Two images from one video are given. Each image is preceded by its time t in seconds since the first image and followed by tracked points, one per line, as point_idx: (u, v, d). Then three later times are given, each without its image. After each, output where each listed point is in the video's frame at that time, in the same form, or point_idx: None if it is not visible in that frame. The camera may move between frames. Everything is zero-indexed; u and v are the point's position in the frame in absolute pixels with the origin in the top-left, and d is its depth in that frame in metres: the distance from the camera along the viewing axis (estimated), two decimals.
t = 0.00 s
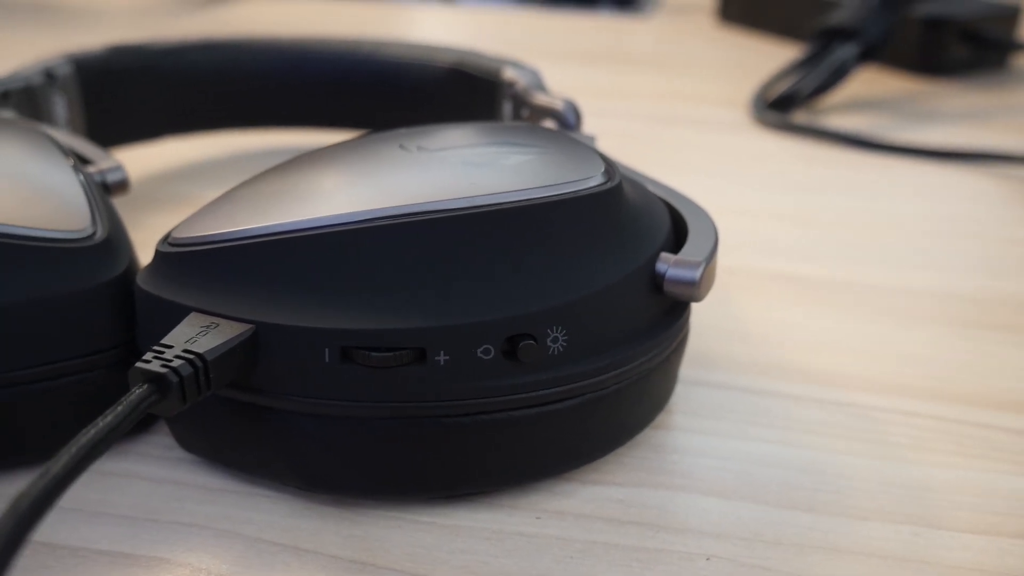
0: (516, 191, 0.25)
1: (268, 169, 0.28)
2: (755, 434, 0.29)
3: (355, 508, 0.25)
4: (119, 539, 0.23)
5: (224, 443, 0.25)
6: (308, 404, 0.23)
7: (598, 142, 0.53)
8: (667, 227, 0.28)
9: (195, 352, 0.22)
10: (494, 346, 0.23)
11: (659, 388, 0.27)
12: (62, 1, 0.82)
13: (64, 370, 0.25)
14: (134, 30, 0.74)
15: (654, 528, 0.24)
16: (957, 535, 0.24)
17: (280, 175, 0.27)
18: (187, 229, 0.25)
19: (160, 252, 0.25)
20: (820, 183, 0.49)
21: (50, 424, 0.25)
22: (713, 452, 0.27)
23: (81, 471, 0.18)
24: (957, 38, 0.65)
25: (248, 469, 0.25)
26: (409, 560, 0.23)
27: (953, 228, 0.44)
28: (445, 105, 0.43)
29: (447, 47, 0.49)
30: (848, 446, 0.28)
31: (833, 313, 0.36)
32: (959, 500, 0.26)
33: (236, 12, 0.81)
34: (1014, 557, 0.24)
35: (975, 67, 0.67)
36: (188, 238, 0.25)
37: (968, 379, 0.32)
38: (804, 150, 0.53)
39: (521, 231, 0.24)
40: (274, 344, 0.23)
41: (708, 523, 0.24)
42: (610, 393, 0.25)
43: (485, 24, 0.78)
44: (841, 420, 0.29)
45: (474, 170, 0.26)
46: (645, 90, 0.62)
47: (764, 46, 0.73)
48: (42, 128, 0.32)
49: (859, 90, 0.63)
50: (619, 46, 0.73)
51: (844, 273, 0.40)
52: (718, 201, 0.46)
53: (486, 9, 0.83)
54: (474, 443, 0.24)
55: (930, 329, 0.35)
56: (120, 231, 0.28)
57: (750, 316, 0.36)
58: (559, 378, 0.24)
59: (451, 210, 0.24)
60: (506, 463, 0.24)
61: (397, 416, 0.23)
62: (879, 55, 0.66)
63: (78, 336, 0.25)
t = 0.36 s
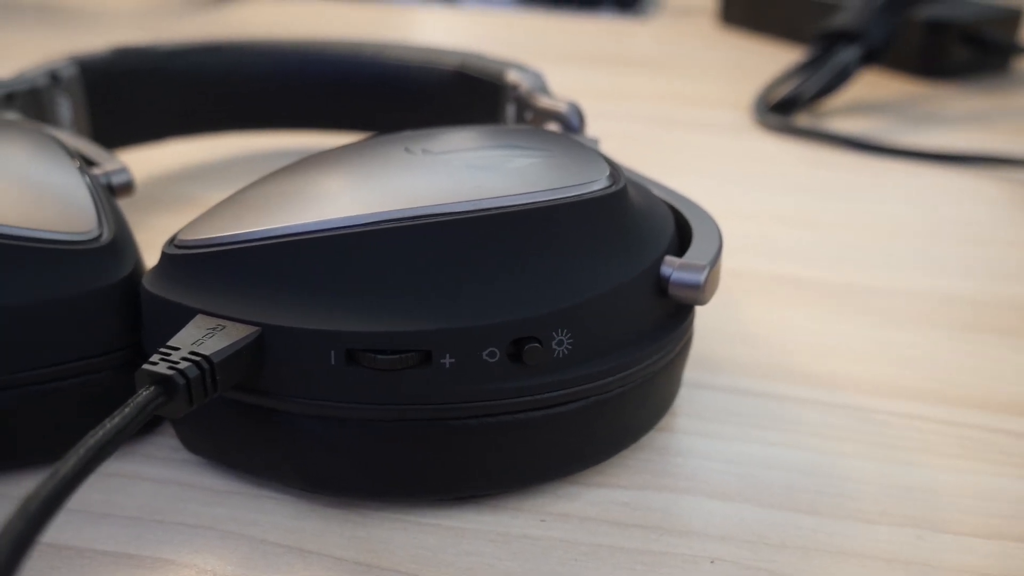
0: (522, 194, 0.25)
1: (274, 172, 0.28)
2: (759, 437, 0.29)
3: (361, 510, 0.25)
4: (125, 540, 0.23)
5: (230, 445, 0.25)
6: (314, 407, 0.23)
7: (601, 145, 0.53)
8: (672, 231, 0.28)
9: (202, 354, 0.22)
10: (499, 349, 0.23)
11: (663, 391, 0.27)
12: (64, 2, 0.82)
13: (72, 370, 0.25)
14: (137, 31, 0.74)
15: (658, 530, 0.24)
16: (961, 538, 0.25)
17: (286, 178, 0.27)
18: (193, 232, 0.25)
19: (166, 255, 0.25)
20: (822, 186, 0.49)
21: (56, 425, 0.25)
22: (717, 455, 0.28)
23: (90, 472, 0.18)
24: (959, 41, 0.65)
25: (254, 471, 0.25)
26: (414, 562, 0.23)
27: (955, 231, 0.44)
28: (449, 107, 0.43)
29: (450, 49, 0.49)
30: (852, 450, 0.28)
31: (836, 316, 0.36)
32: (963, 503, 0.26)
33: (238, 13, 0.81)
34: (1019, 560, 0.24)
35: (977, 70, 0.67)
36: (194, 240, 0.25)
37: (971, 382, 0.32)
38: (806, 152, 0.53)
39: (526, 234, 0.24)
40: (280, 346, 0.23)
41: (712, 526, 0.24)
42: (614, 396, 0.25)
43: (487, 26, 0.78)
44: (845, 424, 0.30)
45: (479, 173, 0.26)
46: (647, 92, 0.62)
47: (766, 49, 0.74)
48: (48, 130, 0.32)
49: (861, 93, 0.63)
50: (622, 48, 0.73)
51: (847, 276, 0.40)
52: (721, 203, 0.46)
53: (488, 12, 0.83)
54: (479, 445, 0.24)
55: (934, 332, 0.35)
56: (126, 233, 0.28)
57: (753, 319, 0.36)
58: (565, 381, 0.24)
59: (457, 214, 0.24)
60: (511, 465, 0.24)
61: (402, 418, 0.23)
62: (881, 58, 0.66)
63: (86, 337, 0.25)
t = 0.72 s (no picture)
0: (537, 197, 0.25)
1: (291, 174, 0.28)
2: (771, 441, 0.29)
3: (376, 510, 0.25)
4: (142, 538, 0.23)
5: (247, 445, 0.25)
6: (332, 407, 0.23)
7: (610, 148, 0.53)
8: (685, 234, 0.28)
9: (221, 355, 0.22)
10: (515, 351, 0.23)
11: (676, 393, 0.27)
12: (76, 4, 0.83)
13: (91, 369, 0.26)
14: (149, 32, 0.74)
15: (672, 533, 0.24)
16: (973, 543, 0.25)
17: (303, 180, 0.27)
18: (211, 233, 0.25)
19: (185, 256, 0.25)
20: (832, 190, 0.49)
21: (72, 425, 0.26)
22: (729, 458, 0.28)
23: (113, 471, 0.18)
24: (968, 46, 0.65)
25: (270, 470, 0.25)
26: (429, 562, 0.23)
27: (965, 236, 0.44)
28: (461, 111, 0.43)
29: (461, 52, 0.50)
30: (864, 454, 0.28)
31: (847, 321, 0.37)
32: (975, 507, 0.26)
33: (248, 15, 0.81)
34: None
35: (986, 75, 0.67)
36: (212, 242, 0.25)
37: (983, 387, 0.32)
38: (816, 157, 0.53)
39: (542, 237, 0.24)
40: (298, 347, 0.23)
41: (725, 529, 0.25)
42: (629, 398, 0.25)
43: (496, 29, 0.78)
44: (857, 428, 0.30)
45: (495, 176, 0.26)
46: (656, 96, 0.62)
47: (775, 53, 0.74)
48: (65, 132, 0.32)
49: (869, 98, 0.63)
50: (630, 52, 0.73)
51: (857, 280, 0.40)
52: (731, 207, 0.47)
53: (497, 15, 0.83)
54: (495, 446, 0.24)
55: (944, 336, 0.36)
56: (144, 234, 0.28)
57: (763, 323, 0.36)
58: (580, 382, 0.24)
59: (473, 216, 0.24)
60: (525, 467, 0.24)
61: (418, 419, 0.23)
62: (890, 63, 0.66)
63: (106, 336, 0.26)
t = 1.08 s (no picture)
0: (551, 202, 0.25)
1: (306, 178, 0.28)
2: (783, 445, 0.29)
3: (390, 512, 0.25)
4: (158, 539, 0.24)
5: (262, 446, 0.25)
6: (347, 410, 0.24)
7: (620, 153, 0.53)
8: (698, 239, 0.28)
9: (238, 357, 0.22)
10: (529, 355, 0.23)
11: (689, 398, 0.27)
12: (89, 8, 0.83)
13: (110, 371, 0.26)
14: (161, 36, 0.74)
15: (684, 536, 0.24)
16: (985, 548, 0.25)
17: (317, 184, 0.28)
18: (227, 236, 0.25)
19: (201, 258, 0.25)
20: (842, 194, 0.49)
21: (89, 426, 0.26)
22: (741, 462, 0.28)
23: (132, 473, 0.19)
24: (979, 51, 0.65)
25: (285, 472, 0.25)
26: (443, 565, 0.23)
27: (976, 241, 0.44)
28: (472, 115, 0.43)
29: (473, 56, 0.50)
30: (875, 459, 0.28)
31: (858, 325, 0.37)
32: (988, 513, 0.26)
33: (259, 19, 0.82)
34: None
35: (996, 80, 0.67)
36: (228, 245, 0.25)
37: (994, 392, 0.32)
38: (826, 161, 0.53)
39: (556, 241, 0.25)
40: (314, 350, 0.23)
41: (738, 533, 0.25)
42: (641, 402, 0.25)
43: (506, 33, 0.78)
44: (869, 432, 0.30)
45: (509, 180, 0.26)
46: (666, 101, 0.63)
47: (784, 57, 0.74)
48: (81, 136, 0.33)
49: (880, 103, 0.63)
50: (640, 56, 0.73)
51: (868, 285, 0.40)
52: (741, 212, 0.47)
53: (506, 18, 0.83)
54: (509, 449, 0.24)
55: (956, 342, 0.36)
56: (160, 237, 0.28)
57: (774, 328, 0.36)
58: (594, 386, 0.24)
59: (488, 221, 0.25)
60: (539, 470, 0.25)
61: (433, 422, 0.24)
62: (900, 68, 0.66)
63: (124, 338, 0.26)
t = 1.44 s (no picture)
0: (577, 207, 0.26)
1: (332, 181, 0.29)
2: (804, 450, 0.29)
3: (414, 512, 0.25)
4: (186, 536, 0.24)
5: (289, 446, 0.25)
6: (374, 410, 0.24)
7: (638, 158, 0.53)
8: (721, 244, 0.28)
9: (269, 357, 0.22)
10: (554, 357, 0.24)
11: (710, 402, 0.28)
12: (111, 12, 0.84)
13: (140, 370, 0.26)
14: (182, 39, 0.75)
15: (705, 539, 0.25)
16: (1008, 555, 0.25)
17: (344, 187, 0.28)
18: (257, 237, 0.26)
19: (231, 260, 0.25)
20: (860, 200, 0.49)
21: (120, 423, 0.26)
22: (762, 467, 0.28)
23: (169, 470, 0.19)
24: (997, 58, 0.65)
25: (311, 471, 0.26)
26: (468, 564, 0.23)
27: (996, 248, 0.44)
28: (494, 119, 0.44)
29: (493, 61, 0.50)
30: (896, 464, 0.28)
31: (879, 331, 0.37)
32: (1010, 519, 0.26)
33: (278, 22, 0.82)
34: None
35: (1015, 87, 0.66)
36: (258, 246, 0.25)
37: (1016, 399, 0.32)
38: (844, 167, 0.53)
39: (581, 245, 0.25)
40: (342, 351, 0.24)
41: (759, 536, 0.25)
42: (665, 405, 0.26)
43: (523, 37, 0.79)
44: (890, 438, 0.30)
45: (534, 185, 0.27)
46: (683, 106, 0.63)
47: (801, 63, 0.74)
48: (111, 139, 0.33)
49: (897, 109, 0.63)
50: (656, 61, 0.73)
51: (888, 292, 0.40)
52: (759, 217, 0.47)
53: (523, 23, 0.84)
54: (533, 451, 0.24)
55: (977, 349, 0.36)
56: (189, 239, 0.29)
57: (794, 333, 0.36)
58: (618, 389, 0.24)
59: (514, 225, 0.25)
60: (563, 472, 0.25)
61: (459, 423, 0.24)
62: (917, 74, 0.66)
63: (154, 337, 0.26)
